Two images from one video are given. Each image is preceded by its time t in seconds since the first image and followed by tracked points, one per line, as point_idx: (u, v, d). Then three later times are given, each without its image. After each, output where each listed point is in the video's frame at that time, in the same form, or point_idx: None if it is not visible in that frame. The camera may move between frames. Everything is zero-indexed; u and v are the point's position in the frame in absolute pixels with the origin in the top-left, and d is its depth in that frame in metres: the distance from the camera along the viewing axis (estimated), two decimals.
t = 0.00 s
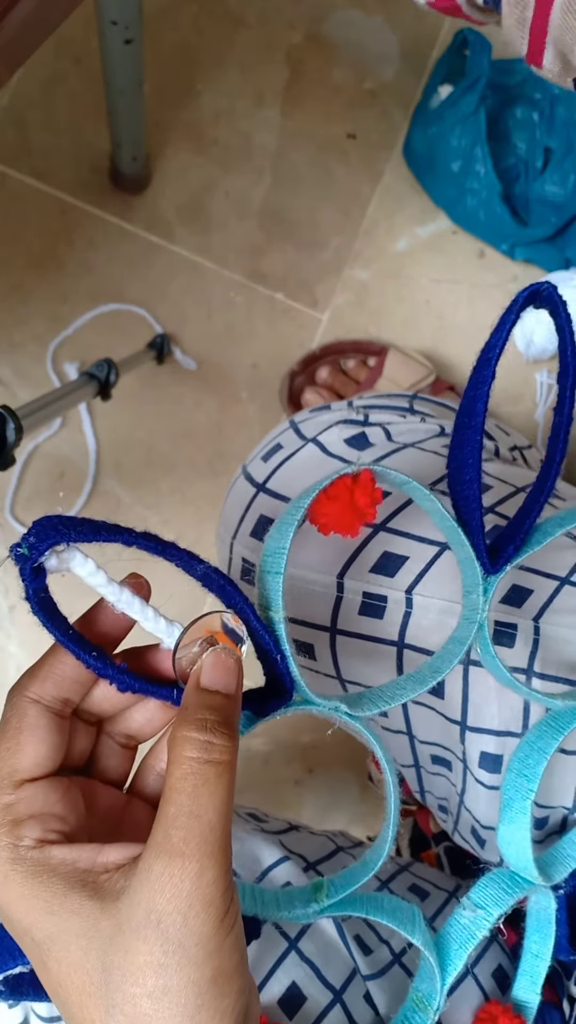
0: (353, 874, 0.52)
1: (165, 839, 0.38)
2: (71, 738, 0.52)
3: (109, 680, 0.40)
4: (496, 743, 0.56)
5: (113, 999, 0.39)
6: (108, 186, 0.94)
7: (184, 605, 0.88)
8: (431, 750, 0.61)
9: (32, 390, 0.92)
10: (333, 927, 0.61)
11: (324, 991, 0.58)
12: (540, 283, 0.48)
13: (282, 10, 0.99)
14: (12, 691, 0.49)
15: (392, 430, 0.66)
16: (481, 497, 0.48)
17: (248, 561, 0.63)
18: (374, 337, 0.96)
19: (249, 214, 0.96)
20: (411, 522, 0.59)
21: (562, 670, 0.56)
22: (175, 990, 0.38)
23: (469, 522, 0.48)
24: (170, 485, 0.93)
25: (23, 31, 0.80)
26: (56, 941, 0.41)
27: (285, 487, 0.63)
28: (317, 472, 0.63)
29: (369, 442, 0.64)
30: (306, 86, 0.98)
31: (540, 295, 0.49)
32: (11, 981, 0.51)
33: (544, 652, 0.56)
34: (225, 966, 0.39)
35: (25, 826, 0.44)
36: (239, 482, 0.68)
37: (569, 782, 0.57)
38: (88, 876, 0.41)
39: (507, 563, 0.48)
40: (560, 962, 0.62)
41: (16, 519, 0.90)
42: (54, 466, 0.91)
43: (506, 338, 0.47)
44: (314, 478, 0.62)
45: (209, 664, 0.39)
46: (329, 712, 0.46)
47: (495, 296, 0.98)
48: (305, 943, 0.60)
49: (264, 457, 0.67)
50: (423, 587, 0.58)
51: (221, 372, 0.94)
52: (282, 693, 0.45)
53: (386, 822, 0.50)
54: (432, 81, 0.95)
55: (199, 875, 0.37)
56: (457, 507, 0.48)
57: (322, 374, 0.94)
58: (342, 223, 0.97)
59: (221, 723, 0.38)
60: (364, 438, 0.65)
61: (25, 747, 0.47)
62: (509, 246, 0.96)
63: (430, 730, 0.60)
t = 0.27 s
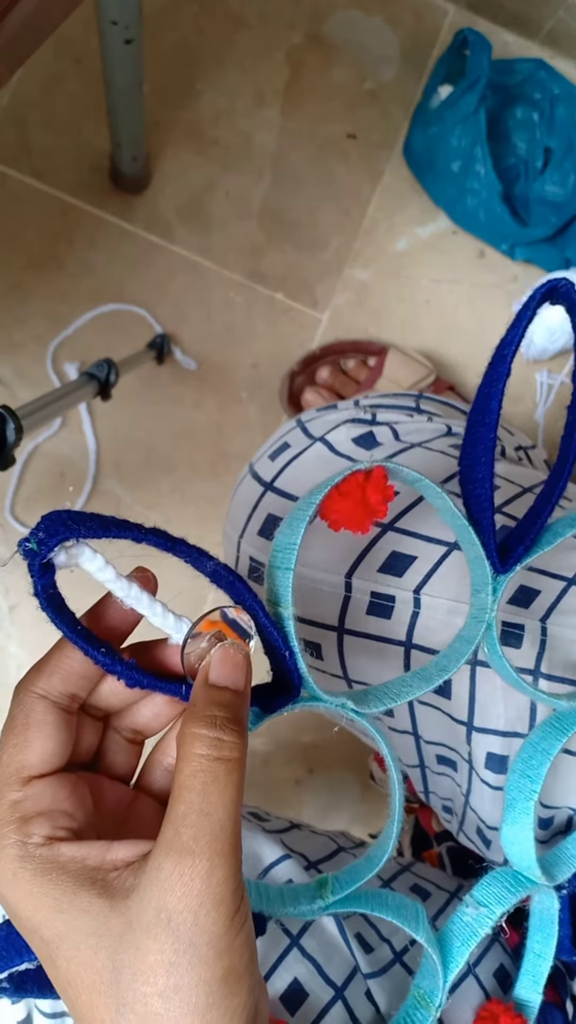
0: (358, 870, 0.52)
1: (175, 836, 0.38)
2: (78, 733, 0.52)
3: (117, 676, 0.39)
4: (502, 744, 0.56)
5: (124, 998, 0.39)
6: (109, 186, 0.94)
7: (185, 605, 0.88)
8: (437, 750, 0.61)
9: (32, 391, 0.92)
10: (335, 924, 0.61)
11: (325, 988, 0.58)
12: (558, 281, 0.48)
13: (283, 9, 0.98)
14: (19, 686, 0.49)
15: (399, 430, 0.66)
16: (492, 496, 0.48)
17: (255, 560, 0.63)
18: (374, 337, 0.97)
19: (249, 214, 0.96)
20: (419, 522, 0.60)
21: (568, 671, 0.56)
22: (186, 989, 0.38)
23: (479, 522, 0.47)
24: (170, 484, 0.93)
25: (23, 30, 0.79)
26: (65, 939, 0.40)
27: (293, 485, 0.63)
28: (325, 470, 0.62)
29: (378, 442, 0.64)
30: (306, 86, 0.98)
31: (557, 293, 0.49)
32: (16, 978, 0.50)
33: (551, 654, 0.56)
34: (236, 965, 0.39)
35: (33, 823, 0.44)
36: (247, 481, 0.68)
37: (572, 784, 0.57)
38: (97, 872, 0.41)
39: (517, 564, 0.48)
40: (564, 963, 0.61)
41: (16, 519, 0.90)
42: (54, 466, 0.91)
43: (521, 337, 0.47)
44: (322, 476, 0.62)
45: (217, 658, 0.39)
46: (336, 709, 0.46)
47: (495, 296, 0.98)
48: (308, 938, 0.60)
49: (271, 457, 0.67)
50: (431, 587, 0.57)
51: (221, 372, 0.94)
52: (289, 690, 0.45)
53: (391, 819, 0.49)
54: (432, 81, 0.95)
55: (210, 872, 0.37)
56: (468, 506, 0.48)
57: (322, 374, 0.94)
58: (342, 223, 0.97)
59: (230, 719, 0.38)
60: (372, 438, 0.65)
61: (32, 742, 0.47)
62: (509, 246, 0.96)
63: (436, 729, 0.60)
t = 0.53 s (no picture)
0: (355, 874, 0.52)
1: (172, 851, 0.38)
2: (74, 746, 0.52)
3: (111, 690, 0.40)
4: (502, 743, 0.56)
5: (121, 1013, 0.39)
6: (108, 186, 0.94)
7: (185, 605, 0.88)
8: (437, 749, 0.61)
9: (32, 390, 0.92)
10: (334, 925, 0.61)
11: (324, 988, 0.58)
12: (542, 280, 0.48)
13: (282, 9, 0.98)
14: (13, 699, 0.49)
15: (398, 429, 0.66)
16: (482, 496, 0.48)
17: (254, 560, 0.63)
18: (374, 337, 0.97)
19: (249, 214, 0.96)
20: (418, 520, 0.60)
21: (569, 669, 0.56)
22: (184, 1003, 0.38)
23: (470, 523, 0.48)
24: (170, 484, 0.93)
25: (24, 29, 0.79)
26: (63, 954, 0.40)
27: (292, 485, 0.63)
28: (324, 471, 0.63)
29: (377, 441, 0.64)
30: (306, 85, 0.98)
31: (542, 293, 0.48)
32: (13, 993, 0.51)
33: (551, 652, 0.56)
34: (234, 977, 0.39)
35: (29, 837, 0.44)
36: (245, 481, 0.68)
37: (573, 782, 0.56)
38: (94, 888, 0.41)
39: (509, 563, 0.48)
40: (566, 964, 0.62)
41: (16, 519, 0.90)
42: (54, 466, 0.91)
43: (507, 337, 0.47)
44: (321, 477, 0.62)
45: (211, 671, 0.39)
46: (333, 716, 0.46)
47: (495, 296, 0.98)
48: (307, 938, 0.60)
49: (270, 457, 0.67)
50: (431, 585, 0.57)
51: (221, 372, 0.94)
52: (284, 698, 0.46)
53: (388, 823, 0.50)
54: (432, 81, 0.95)
55: (208, 887, 0.38)
56: (458, 508, 0.48)
57: (322, 375, 0.93)
58: (342, 223, 0.97)
59: (225, 732, 0.38)
60: (371, 437, 0.65)
61: (28, 756, 0.47)
62: (509, 246, 0.96)
63: (435, 728, 0.60)
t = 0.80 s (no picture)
0: (356, 880, 0.52)
1: (174, 862, 0.38)
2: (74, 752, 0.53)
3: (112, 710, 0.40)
4: (500, 751, 0.56)
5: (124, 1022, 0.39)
6: (108, 186, 0.94)
7: (185, 605, 0.88)
8: (434, 757, 0.61)
9: (32, 390, 0.93)
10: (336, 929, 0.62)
11: (326, 990, 0.58)
12: (558, 288, 0.48)
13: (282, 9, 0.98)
14: (19, 704, 0.49)
15: (394, 437, 0.66)
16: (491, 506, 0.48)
17: (251, 568, 0.63)
18: (374, 337, 0.97)
19: (249, 214, 0.96)
20: (414, 529, 0.60)
21: (566, 678, 0.56)
22: (186, 1013, 0.39)
23: (480, 533, 0.47)
24: (170, 484, 0.93)
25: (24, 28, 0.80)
26: (65, 961, 0.41)
27: (287, 494, 0.63)
28: (319, 480, 0.63)
29: (373, 449, 0.65)
30: (306, 85, 0.98)
31: (557, 299, 0.49)
32: (14, 993, 0.51)
33: (548, 660, 0.56)
34: (236, 986, 0.40)
35: (33, 844, 0.45)
36: (242, 490, 0.68)
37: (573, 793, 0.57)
38: (97, 897, 0.42)
39: (517, 575, 0.48)
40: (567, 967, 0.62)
41: (16, 519, 0.90)
42: (54, 466, 0.91)
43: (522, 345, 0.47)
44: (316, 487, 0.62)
45: (208, 681, 0.39)
46: (334, 724, 0.46)
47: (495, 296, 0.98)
48: (309, 941, 0.60)
49: (266, 466, 0.67)
50: (428, 593, 0.57)
51: (221, 372, 0.94)
52: (287, 708, 0.45)
53: (391, 831, 0.50)
54: (432, 81, 0.95)
55: (210, 898, 0.38)
56: (467, 516, 0.48)
57: (322, 375, 0.94)
58: (342, 224, 0.97)
59: (225, 740, 0.38)
60: (367, 445, 0.65)
61: (31, 764, 0.47)
62: (509, 246, 0.96)
63: (432, 736, 0.60)
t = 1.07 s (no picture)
0: (358, 877, 0.52)
1: (195, 865, 0.38)
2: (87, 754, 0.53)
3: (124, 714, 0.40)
4: (504, 750, 0.57)
5: None
6: (108, 186, 0.95)
7: (185, 603, 0.88)
8: (437, 756, 0.61)
9: (31, 390, 0.91)
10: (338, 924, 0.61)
11: (326, 985, 0.58)
12: (539, 287, 0.49)
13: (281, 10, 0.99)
14: (28, 706, 0.49)
15: (399, 435, 0.66)
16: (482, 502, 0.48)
17: (257, 566, 0.64)
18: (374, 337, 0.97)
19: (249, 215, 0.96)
20: (420, 528, 0.60)
21: (571, 677, 0.56)
22: (205, 1017, 0.39)
23: (472, 528, 0.48)
24: (170, 484, 0.91)
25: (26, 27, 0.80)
26: (81, 963, 0.41)
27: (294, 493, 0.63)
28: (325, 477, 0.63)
29: (379, 448, 0.64)
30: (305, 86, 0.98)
31: (539, 298, 0.49)
32: (17, 1002, 0.51)
33: (553, 659, 0.56)
34: (253, 990, 0.40)
35: (45, 847, 0.45)
36: (246, 487, 0.67)
37: None
38: (110, 900, 0.42)
39: (509, 568, 0.49)
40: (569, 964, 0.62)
41: (17, 519, 0.88)
42: (54, 466, 0.90)
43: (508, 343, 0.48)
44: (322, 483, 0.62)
45: (226, 688, 0.41)
46: (340, 721, 0.47)
47: (494, 295, 0.98)
48: (309, 936, 0.60)
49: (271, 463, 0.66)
50: (434, 591, 0.58)
51: (221, 373, 0.93)
52: (293, 707, 0.46)
53: (394, 827, 0.50)
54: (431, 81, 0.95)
55: (232, 901, 0.38)
56: (459, 510, 0.49)
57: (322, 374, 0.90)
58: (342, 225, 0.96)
59: (245, 745, 0.39)
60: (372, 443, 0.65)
61: (43, 765, 0.48)
62: (508, 246, 0.97)
63: (434, 735, 0.60)
